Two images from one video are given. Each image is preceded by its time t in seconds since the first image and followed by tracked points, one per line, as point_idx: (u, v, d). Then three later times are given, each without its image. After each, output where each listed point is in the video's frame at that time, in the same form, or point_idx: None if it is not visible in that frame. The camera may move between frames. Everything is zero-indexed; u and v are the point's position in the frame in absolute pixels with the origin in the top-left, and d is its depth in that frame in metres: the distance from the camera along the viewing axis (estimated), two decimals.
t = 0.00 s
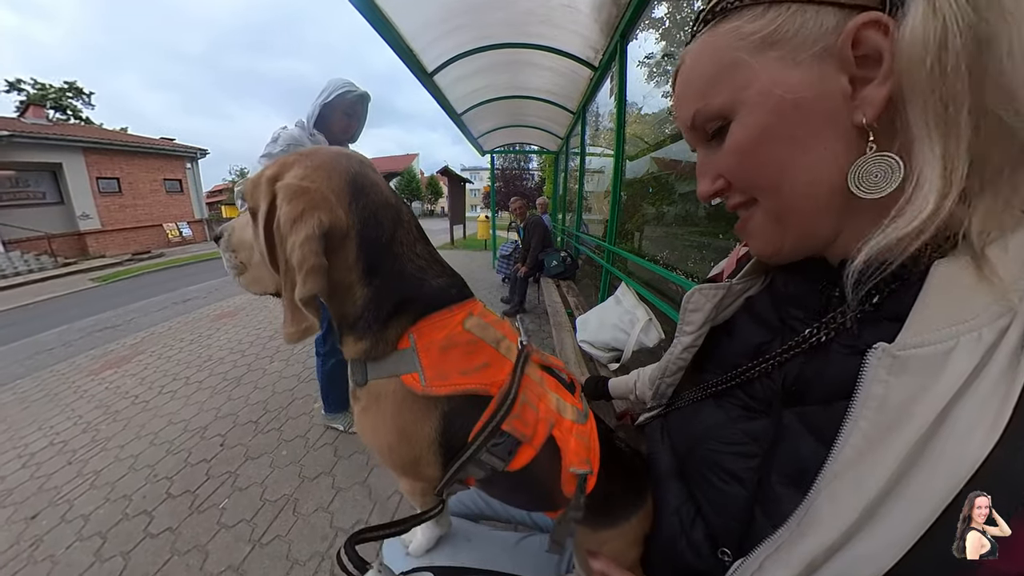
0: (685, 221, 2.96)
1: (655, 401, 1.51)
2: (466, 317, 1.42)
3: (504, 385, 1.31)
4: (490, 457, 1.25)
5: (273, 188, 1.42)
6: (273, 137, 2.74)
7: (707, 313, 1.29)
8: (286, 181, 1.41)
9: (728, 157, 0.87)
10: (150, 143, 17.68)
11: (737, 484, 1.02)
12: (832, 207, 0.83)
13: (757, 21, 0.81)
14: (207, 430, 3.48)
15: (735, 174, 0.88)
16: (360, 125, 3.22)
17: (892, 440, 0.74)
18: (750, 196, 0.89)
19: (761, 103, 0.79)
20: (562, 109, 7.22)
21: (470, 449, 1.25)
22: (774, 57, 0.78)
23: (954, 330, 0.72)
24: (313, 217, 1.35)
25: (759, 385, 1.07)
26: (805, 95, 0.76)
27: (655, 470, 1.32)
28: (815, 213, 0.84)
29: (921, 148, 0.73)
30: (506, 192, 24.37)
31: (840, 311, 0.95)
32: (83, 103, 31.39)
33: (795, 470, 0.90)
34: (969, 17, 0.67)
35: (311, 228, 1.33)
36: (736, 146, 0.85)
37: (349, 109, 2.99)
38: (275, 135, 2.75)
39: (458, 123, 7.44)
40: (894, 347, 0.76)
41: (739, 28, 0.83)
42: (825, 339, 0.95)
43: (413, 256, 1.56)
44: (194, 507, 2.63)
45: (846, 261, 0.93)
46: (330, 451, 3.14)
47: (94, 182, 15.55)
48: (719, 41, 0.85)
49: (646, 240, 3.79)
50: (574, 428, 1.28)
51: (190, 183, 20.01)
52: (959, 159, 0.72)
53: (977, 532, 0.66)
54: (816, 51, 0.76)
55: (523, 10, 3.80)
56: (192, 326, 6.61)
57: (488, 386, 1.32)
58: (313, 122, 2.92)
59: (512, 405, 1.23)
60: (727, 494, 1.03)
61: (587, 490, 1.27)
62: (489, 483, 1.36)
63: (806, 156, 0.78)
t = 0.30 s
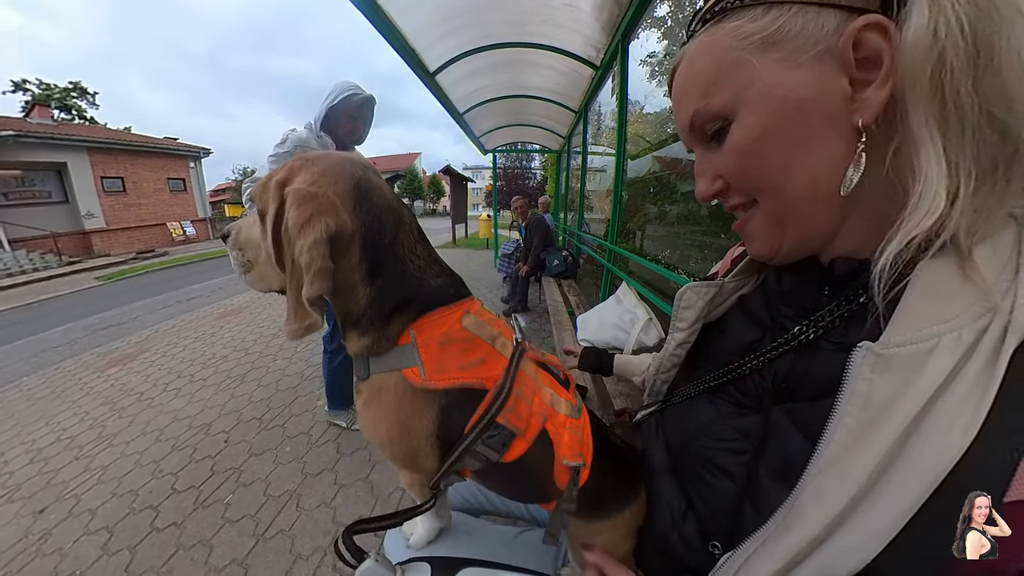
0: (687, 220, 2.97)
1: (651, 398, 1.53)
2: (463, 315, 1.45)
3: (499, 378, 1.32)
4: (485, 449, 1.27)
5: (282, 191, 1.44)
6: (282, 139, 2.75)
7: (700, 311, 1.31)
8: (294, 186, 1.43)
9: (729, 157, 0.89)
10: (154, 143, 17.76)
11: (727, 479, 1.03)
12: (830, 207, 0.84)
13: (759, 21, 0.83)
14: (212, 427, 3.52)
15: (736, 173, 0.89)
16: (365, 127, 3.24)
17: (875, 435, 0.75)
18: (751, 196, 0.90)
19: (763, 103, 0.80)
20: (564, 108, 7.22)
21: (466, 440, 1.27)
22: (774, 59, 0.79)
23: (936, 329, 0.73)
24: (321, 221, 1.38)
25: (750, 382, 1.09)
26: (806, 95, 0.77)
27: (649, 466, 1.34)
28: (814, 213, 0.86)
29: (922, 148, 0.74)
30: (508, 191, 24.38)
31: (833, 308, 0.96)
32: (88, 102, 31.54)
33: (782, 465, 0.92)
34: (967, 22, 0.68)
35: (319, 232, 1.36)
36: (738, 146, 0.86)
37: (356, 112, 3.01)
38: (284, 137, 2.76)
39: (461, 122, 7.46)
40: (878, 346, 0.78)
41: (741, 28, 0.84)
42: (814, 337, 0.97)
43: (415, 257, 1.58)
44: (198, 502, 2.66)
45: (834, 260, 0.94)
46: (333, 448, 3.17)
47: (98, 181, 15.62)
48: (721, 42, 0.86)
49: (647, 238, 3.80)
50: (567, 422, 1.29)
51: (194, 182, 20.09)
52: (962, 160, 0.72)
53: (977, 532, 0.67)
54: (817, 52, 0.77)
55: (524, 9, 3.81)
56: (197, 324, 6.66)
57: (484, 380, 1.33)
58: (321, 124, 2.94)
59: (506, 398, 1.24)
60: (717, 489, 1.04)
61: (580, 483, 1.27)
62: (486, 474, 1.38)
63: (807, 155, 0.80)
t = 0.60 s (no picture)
0: (690, 219, 2.96)
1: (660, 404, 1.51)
2: (469, 311, 1.44)
3: (504, 374, 1.32)
4: (489, 445, 1.27)
5: (290, 185, 1.44)
6: (289, 139, 2.76)
7: (711, 315, 1.29)
8: (303, 179, 1.43)
9: (730, 159, 0.88)
10: (158, 142, 17.83)
11: (731, 477, 1.03)
12: (832, 207, 0.84)
13: (757, 27, 0.82)
14: (215, 424, 3.54)
15: (738, 174, 0.88)
16: (370, 127, 3.25)
17: (877, 431, 0.75)
18: (754, 197, 0.89)
19: (762, 106, 0.80)
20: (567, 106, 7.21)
21: (470, 436, 1.26)
22: (772, 64, 0.80)
23: (939, 326, 0.73)
24: (330, 215, 1.38)
25: (754, 383, 1.09)
26: (801, 98, 0.77)
27: (653, 466, 1.34)
28: (817, 213, 0.85)
29: (921, 147, 0.73)
30: (510, 190, 24.37)
31: (838, 307, 0.96)
32: (91, 102, 31.68)
33: (786, 462, 0.92)
34: (959, 23, 0.69)
35: (328, 225, 1.36)
36: (738, 148, 0.85)
37: (362, 111, 3.01)
38: (291, 137, 2.77)
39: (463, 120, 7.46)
40: (882, 342, 0.78)
41: (740, 34, 0.84)
42: (818, 336, 0.97)
43: (421, 252, 1.59)
44: (202, 498, 2.67)
45: (836, 259, 0.94)
46: (335, 445, 3.18)
47: (102, 180, 15.68)
48: (720, 49, 0.85)
49: (650, 238, 3.80)
50: (571, 419, 1.30)
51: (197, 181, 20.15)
52: (960, 157, 0.72)
53: (978, 532, 0.67)
54: (814, 56, 0.77)
55: (527, 8, 3.81)
56: (200, 322, 6.68)
57: (488, 374, 1.33)
58: (327, 124, 2.95)
59: (510, 393, 1.24)
60: (720, 488, 1.04)
61: (583, 481, 1.28)
62: (489, 469, 1.37)
63: (808, 156, 0.79)
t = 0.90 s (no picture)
0: (692, 218, 2.97)
1: (660, 399, 1.52)
2: (473, 301, 1.45)
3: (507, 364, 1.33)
4: (492, 434, 1.26)
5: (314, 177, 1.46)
6: (296, 138, 2.78)
7: (706, 307, 1.30)
8: (328, 172, 1.45)
9: (735, 144, 0.85)
10: (162, 141, 17.90)
11: (731, 471, 1.03)
12: (835, 197, 0.83)
13: (773, 8, 0.81)
14: (219, 420, 3.56)
15: (741, 161, 0.86)
16: (377, 126, 3.26)
17: (872, 422, 0.76)
18: (756, 185, 0.87)
19: (773, 90, 0.78)
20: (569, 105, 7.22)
21: (473, 425, 1.27)
22: (787, 47, 0.77)
23: (934, 319, 0.74)
24: (360, 207, 1.39)
25: (753, 375, 1.10)
26: (817, 84, 0.75)
27: (655, 460, 1.35)
28: (819, 203, 0.84)
29: (924, 141, 0.74)
30: (513, 189, 24.37)
31: (834, 301, 0.97)
32: (95, 101, 31.81)
33: (784, 455, 0.92)
34: (974, 20, 0.69)
35: (359, 217, 1.37)
36: (744, 132, 0.83)
37: (369, 110, 3.03)
38: (298, 135, 2.79)
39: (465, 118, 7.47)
40: (878, 335, 0.78)
41: (755, 14, 0.82)
42: (815, 330, 0.98)
43: (432, 243, 1.59)
44: (206, 494, 2.70)
45: (833, 253, 0.94)
46: (338, 442, 3.20)
47: (107, 180, 15.76)
48: (732, 27, 0.83)
49: (652, 236, 3.80)
50: (575, 412, 1.31)
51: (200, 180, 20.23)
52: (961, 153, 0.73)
53: (977, 532, 0.66)
54: (830, 41, 0.75)
55: (529, 6, 3.81)
56: (204, 320, 6.73)
57: (492, 364, 1.34)
58: (334, 123, 2.97)
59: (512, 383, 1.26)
60: (722, 481, 1.04)
61: (586, 475, 1.30)
62: (490, 461, 1.35)
63: (816, 145, 0.77)
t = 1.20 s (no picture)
0: (694, 217, 2.98)
1: (658, 392, 1.54)
2: (476, 298, 1.47)
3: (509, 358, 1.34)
4: (495, 423, 1.28)
5: (323, 181, 1.48)
6: (302, 138, 2.81)
7: (713, 308, 1.31)
8: (339, 177, 1.48)
9: (771, 109, 0.80)
10: (165, 141, 17.99)
11: (728, 464, 1.05)
12: (858, 183, 0.80)
13: None
14: (223, 417, 3.59)
15: (770, 130, 0.80)
16: (382, 126, 3.28)
17: (864, 418, 0.78)
18: (780, 157, 0.81)
19: (829, 54, 0.72)
20: (571, 104, 7.23)
21: (478, 413, 1.27)
22: (853, 14, 0.71)
23: (925, 317, 0.75)
24: (377, 213, 1.42)
25: (753, 373, 1.10)
26: (877, 59, 0.70)
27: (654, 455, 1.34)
28: (842, 183, 0.79)
29: (963, 142, 0.73)
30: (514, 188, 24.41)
31: (832, 300, 0.97)
32: (98, 101, 31.95)
33: (780, 450, 0.94)
34: None
35: (378, 223, 1.41)
36: (786, 95, 0.77)
37: (374, 110, 3.06)
38: (304, 135, 2.81)
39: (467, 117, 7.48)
40: (871, 333, 0.81)
41: None
42: (813, 330, 0.99)
43: (436, 243, 1.61)
44: (211, 489, 2.73)
45: (834, 253, 0.94)
46: (341, 438, 3.23)
47: (111, 179, 15.84)
48: None
49: (654, 235, 3.81)
50: (570, 402, 1.34)
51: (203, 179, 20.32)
52: (996, 161, 0.73)
53: (978, 532, 0.67)
54: (894, 21, 0.70)
55: (531, 6, 3.82)
56: (207, 318, 6.77)
57: (494, 356, 1.36)
58: (340, 122, 2.99)
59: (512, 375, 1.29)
60: (719, 474, 1.06)
61: (582, 463, 1.32)
62: (493, 452, 1.38)
63: (858, 122, 0.73)
